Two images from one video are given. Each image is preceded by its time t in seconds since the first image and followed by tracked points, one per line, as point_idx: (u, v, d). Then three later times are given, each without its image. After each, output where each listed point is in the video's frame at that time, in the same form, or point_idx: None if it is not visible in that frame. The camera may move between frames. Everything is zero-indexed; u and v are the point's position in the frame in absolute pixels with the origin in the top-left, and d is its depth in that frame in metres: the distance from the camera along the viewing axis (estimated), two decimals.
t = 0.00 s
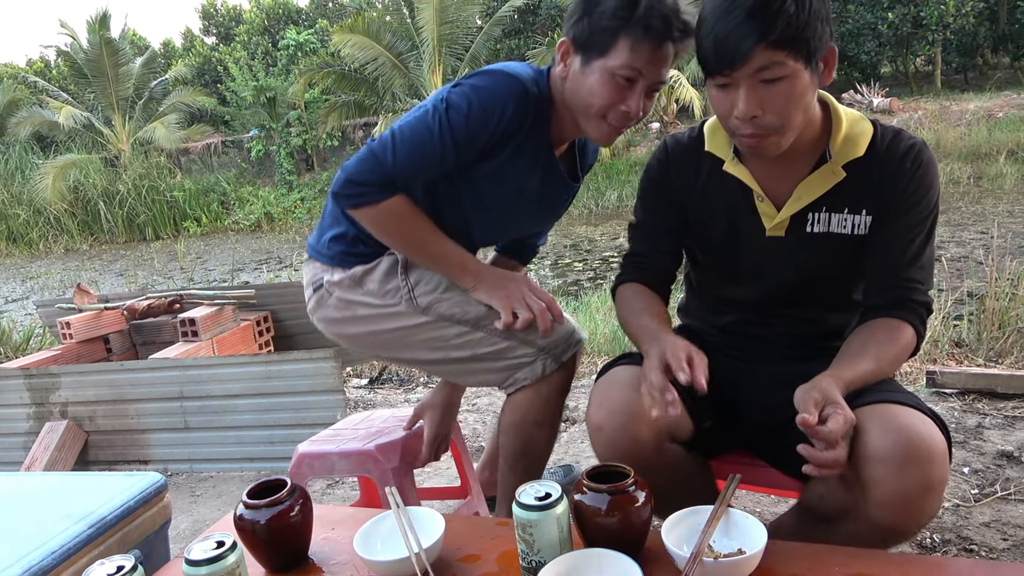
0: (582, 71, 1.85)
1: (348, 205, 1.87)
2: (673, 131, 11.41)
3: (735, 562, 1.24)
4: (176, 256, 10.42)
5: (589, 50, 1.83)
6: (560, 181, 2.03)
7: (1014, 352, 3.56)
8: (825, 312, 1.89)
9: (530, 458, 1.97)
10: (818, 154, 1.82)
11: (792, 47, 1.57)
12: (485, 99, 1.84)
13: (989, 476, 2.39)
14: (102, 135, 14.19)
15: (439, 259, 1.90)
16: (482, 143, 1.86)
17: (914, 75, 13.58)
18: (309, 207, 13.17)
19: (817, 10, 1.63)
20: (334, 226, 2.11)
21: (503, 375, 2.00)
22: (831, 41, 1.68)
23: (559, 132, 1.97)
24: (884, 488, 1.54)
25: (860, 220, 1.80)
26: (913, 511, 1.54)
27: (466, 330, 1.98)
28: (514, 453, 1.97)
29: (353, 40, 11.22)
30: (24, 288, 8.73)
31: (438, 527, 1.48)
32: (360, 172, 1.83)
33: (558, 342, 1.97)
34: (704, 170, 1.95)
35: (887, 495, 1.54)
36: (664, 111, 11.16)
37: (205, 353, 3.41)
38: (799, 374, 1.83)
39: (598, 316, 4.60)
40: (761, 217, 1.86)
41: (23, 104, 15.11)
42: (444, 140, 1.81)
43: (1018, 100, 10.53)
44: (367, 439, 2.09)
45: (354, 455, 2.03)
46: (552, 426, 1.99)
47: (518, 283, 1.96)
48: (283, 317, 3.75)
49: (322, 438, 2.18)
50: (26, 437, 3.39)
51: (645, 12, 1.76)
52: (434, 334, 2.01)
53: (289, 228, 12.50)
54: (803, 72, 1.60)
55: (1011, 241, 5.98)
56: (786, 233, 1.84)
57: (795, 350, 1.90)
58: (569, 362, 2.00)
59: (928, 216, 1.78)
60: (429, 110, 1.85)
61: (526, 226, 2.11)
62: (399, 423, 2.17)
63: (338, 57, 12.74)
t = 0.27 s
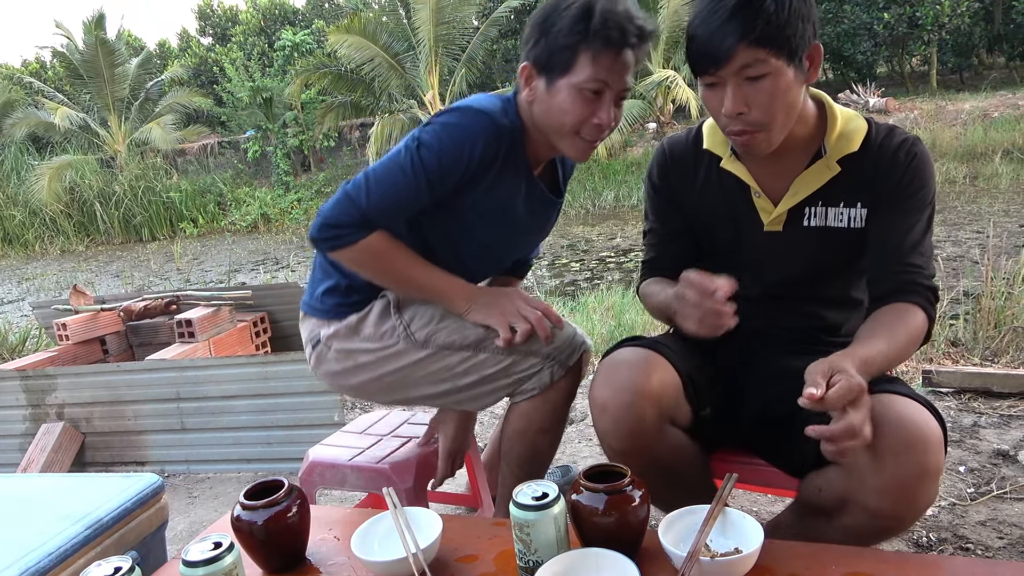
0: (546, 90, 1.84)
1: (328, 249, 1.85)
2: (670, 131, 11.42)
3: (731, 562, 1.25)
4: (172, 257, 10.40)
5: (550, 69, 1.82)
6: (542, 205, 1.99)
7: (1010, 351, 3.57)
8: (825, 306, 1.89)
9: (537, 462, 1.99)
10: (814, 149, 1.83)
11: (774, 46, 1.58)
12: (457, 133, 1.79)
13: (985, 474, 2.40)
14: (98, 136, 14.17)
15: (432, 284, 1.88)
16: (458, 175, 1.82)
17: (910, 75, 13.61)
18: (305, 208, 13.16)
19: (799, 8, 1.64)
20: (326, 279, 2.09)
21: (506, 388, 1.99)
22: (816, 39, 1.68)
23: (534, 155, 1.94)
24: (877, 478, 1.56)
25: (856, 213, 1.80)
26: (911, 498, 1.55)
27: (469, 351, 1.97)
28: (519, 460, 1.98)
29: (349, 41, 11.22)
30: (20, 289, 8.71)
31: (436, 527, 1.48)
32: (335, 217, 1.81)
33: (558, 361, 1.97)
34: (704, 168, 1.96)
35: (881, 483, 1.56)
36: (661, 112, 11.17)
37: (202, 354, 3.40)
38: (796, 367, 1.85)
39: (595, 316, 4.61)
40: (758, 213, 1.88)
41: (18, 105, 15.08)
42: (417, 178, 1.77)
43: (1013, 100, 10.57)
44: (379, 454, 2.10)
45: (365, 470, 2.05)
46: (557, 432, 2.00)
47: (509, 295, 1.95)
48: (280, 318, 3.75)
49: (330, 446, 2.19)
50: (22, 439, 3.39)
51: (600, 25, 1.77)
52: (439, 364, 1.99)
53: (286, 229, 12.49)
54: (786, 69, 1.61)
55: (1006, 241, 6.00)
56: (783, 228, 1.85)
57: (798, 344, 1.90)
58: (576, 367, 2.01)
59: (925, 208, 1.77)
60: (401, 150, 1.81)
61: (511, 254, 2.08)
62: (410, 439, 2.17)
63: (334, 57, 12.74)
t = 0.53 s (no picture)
0: (470, 112, 1.79)
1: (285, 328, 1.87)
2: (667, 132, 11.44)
3: (730, 561, 1.25)
4: (169, 258, 10.38)
5: (466, 92, 1.78)
6: (486, 226, 1.96)
7: (1006, 351, 3.58)
8: (821, 305, 1.89)
9: (531, 465, 2.05)
10: (805, 145, 1.85)
11: (765, 51, 1.59)
12: (380, 184, 1.77)
13: (982, 474, 2.40)
14: (95, 136, 14.16)
15: (393, 323, 1.89)
16: (392, 224, 1.80)
17: (907, 75, 13.64)
18: (303, 208, 13.15)
19: (782, 12, 1.65)
20: (308, 359, 2.17)
21: (493, 402, 2.03)
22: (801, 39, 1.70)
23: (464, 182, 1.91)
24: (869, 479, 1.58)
25: (848, 206, 1.82)
26: (901, 497, 1.58)
27: (452, 382, 1.98)
28: (513, 462, 2.03)
29: (346, 41, 11.23)
30: (16, 290, 8.69)
31: (434, 527, 1.48)
32: (282, 296, 1.83)
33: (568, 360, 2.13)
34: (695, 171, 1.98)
35: (873, 484, 1.58)
36: (658, 112, 11.19)
37: (200, 354, 3.40)
38: (787, 371, 1.84)
39: (593, 316, 4.61)
40: (752, 211, 1.89)
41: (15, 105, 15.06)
42: (350, 238, 1.76)
43: (1009, 101, 10.59)
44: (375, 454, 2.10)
45: (363, 471, 2.04)
46: (546, 434, 2.06)
47: (465, 321, 1.94)
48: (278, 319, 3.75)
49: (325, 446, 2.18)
50: (19, 440, 3.38)
51: (505, 35, 1.76)
52: (431, 406, 2.00)
53: (284, 229, 12.47)
54: (777, 72, 1.62)
55: (1002, 241, 6.02)
56: (778, 224, 1.86)
57: (794, 344, 1.90)
58: (557, 366, 2.04)
59: (918, 195, 1.78)
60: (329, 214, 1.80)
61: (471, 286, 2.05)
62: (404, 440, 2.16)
63: (331, 58, 12.74)
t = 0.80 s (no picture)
0: (357, 89, 1.89)
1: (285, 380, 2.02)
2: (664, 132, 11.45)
3: (727, 561, 1.25)
4: (167, 258, 10.36)
5: (349, 70, 1.88)
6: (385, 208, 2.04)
7: (1002, 352, 3.59)
8: (810, 307, 1.90)
9: (520, 470, 2.05)
10: (790, 151, 1.85)
11: (740, 63, 1.61)
12: (266, 220, 1.85)
13: (978, 474, 2.41)
14: (92, 137, 14.14)
15: (367, 346, 1.96)
16: (298, 249, 1.89)
17: (904, 76, 13.67)
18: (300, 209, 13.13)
19: (765, 24, 1.65)
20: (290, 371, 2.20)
21: (478, 408, 2.03)
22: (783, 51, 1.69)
23: (350, 170, 2.01)
24: (859, 471, 1.59)
25: (834, 212, 1.82)
26: (892, 492, 1.59)
27: (432, 390, 2.00)
28: (501, 469, 2.04)
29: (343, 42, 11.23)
30: (13, 291, 8.67)
31: (432, 528, 1.48)
32: (253, 357, 1.98)
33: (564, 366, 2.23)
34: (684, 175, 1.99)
35: (862, 477, 1.59)
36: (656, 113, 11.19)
37: (198, 355, 3.39)
38: (773, 377, 1.85)
39: (590, 317, 4.62)
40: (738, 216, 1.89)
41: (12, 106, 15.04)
42: (268, 281, 1.88)
43: (1006, 101, 10.62)
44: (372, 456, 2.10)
45: (361, 471, 2.05)
46: (534, 439, 2.07)
47: (432, 332, 2.00)
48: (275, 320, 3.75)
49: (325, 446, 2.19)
50: (16, 441, 3.38)
51: (371, 11, 1.85)
52: (414, 412, 2.01)
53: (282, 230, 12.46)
54: (752, 84, 1.63)
55: (999, 241, 6.04)
56: (764, 229, 1.86)
57: (783, 345, 1.91)
58: (539, 369, 2.04)
59: (903, 203, 1.79)
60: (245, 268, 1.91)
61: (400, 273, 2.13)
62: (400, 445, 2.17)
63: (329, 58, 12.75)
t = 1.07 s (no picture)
0: (320, 91, 1.97)
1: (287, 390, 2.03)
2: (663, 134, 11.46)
3: (725, 563, 1.25)
4: (165, 258, 10.35)
5: (310, 73, 1.96)
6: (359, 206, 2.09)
7: (1000, 355, 3.59)
8: (805, 309, 1.90)
9: (517, 467, 2.04)
10: (784, 154, 1.85)
11: (710, 50, 1.67)
12: (245, 227, 1.86)
13: (976, 477, 2.41)
14: (90, 135, 14.13)
15: (363, 351, 1.95)
16: (280, 253, 1.91)
17: (903, 80, 13.68)
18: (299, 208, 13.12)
19: (747, 23, 1.68)
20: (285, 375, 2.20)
21: (474, 405, 2.02)
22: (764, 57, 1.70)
23: (319, 172, 2.07)
24: (829, 440, 1.63)
25: (828, 217, 1.82)
26: (867, 463, 1.61)
27: (429, 390, 1.99)
28: (502, 463, 2.03)
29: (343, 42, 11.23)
30: (10, 289, 8.66)
31: (430, 528, 1.48)
32: (246, 370, 1.97)
33: (550, 338, 2.33)
34: (678, 173, 1.99)
35: (833, 445, 1.62)
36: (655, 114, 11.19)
37: (196, 354, 3.39)
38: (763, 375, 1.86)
39: (589, 318, 4.62)
40: (731, 218, 1.90)
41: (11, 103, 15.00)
42: (253, 288, 1.87)
43: (1004, 105, 10.63)
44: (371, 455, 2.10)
45: (359, 471, 2.05)
46: (532, 435, 2.05)
47: (428, 333, 1.99)
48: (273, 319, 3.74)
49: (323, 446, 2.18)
50: (13, 440, 3.37)
51: (324, 19, 1.93)
52: (411, 414, 2.00)
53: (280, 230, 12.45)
54: (717, 74, 1.68)
55: (997, 245, 6.04)
56: (756, 232, 1.87)
57: (777, 346, 1.91)
58: (536, 365, 2.01)
59: (899, 208, 1.78)
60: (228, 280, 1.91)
61: (381, 272, 2.17)
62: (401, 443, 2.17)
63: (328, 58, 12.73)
